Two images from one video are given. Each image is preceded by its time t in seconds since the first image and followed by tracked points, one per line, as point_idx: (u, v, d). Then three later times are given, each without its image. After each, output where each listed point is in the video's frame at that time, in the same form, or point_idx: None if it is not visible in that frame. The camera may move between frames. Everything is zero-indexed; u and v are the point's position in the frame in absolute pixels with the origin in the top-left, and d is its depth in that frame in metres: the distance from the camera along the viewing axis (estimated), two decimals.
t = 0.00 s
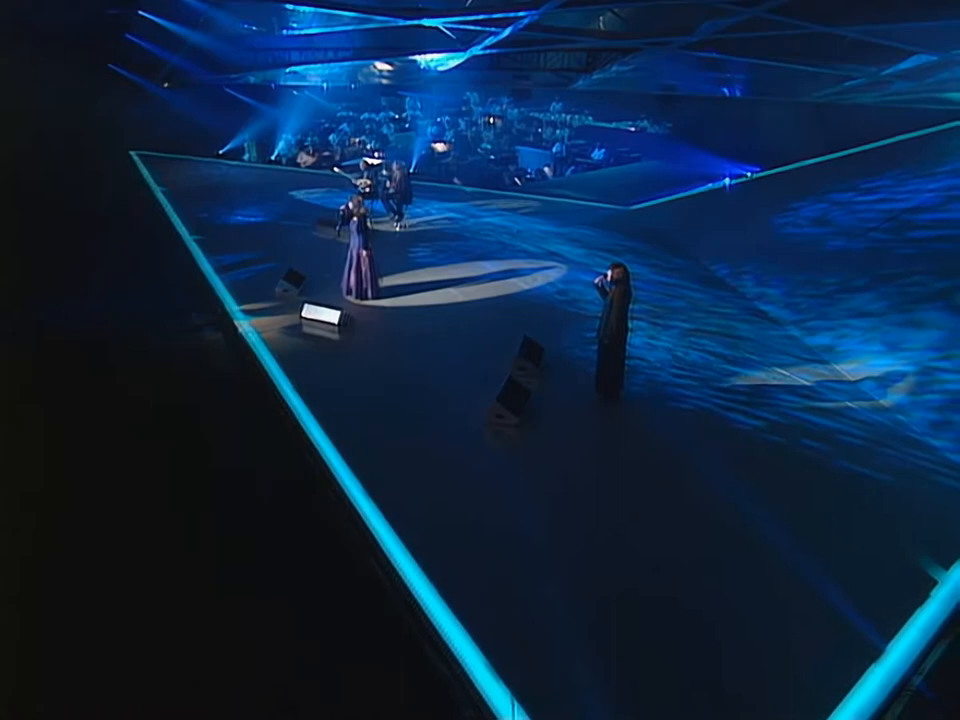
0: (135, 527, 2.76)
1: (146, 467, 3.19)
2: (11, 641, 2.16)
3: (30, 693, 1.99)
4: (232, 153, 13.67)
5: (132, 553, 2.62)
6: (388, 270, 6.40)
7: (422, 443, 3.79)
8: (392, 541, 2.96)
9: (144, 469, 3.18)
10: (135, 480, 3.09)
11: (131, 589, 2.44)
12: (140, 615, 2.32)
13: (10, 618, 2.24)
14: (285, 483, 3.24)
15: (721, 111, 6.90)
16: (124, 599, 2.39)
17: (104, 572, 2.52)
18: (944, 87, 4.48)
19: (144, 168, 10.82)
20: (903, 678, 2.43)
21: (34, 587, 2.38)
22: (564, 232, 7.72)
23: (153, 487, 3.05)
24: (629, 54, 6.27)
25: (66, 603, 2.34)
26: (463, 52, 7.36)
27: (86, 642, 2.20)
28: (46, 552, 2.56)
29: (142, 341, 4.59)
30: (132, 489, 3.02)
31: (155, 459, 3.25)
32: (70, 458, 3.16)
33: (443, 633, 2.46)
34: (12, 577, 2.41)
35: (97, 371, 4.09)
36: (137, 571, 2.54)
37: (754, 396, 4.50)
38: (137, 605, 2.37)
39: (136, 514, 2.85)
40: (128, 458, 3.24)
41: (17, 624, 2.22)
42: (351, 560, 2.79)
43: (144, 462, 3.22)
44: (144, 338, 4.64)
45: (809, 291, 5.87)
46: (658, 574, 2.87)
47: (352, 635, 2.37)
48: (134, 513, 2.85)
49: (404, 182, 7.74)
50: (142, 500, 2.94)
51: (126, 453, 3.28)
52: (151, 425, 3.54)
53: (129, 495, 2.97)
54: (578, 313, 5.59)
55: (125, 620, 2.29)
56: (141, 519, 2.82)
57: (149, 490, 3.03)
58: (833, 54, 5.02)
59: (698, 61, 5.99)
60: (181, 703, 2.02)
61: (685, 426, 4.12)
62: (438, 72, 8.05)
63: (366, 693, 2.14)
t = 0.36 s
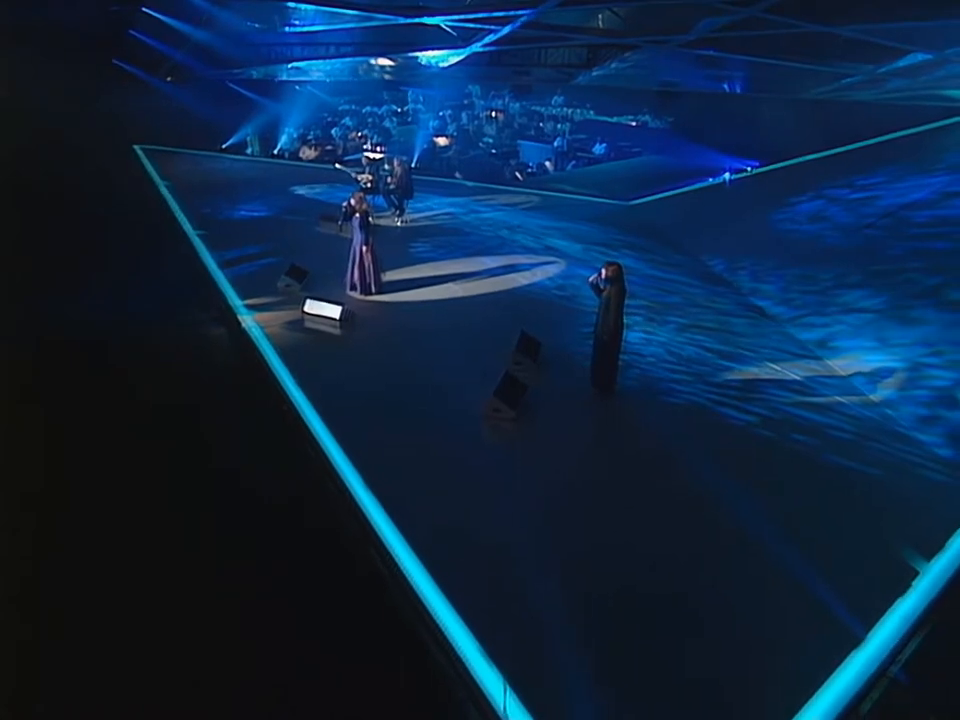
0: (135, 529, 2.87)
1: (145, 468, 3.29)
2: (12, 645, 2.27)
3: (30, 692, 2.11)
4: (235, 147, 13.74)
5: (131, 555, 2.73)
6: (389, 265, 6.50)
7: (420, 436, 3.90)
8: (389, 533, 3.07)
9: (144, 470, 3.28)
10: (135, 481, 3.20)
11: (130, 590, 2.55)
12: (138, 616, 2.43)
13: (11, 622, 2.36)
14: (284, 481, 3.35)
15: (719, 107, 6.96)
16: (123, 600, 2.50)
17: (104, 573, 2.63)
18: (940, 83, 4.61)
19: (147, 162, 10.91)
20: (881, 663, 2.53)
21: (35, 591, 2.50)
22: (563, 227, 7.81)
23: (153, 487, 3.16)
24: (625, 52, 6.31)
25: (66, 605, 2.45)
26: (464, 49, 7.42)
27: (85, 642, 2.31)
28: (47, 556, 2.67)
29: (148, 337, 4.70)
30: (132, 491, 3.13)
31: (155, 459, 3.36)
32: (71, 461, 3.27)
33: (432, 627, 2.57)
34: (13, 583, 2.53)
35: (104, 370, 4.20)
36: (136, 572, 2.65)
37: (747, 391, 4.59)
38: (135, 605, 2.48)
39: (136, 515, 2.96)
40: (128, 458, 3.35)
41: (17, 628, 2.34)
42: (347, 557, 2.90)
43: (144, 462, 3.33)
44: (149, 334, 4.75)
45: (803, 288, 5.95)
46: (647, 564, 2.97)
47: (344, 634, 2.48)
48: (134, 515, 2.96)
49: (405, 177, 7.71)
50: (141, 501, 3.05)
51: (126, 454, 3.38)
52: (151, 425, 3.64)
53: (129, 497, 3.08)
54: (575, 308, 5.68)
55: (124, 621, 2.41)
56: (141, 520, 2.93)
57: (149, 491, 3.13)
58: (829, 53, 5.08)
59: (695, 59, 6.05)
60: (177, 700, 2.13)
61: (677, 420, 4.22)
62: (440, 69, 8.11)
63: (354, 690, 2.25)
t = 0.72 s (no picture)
0: (135, 529, 2.97)
1: (146, 468, 3.39)
2: (14, 644, 2.38)
3: (29, 692, 2.21)
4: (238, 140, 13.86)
5: (130, 555, 2.83)
6: (391, 260, 6.58)
7: (420, 430, 3.99)
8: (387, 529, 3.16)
9: (145, 470, 3.38)
10: (136, 481, 3.29)
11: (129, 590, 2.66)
12: (136, 616, 2.54)
13: (13, 621, 2.47)
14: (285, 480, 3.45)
15: (717, 107, 6.98)
16: (121, 601, 2.61)
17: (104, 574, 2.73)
18: (937, 82, 4.73)
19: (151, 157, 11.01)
20: (862, 648, 2.65)
21: (36, 592, 2.60)
22: (563, 222, 7.88)
23: (154, 488, 3.26)
24: (625, 48, 6.37)
25: (67, 605, 2.56)
26: (465, 46, 7.46)
27: (85, 642, 2.41)
28: (48, 557, 2.77)
29: (154, 333, 4.81)
30: (133, 491, 3.22)
31: (155, 459, 3.46)
32: (73, 462, 3.36)
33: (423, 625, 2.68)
34: (16, 583, 2.63)
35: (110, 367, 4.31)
36: (135, 573, 2.75)
37: (741, 386, 4.68)
38: (135, 606, 2.59)
39: (136, 515, 3.05)
40: (129, 459, 3.44)
41: (20, 628, 2.44)
42: (345, 555, 3.01)
43: (145, 463, 3.42)
44: (155, 330, 4.86)
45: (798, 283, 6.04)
46: (637, 557, 3.06)
47: (336, 633, 2.59)
48: (134, 515, 3.06)
49: (407, 173, 7.77)
50: (142, 501, 3.15)
51: (126, 454, 3.48)
52: (153, 425, 3.74)
53: (130, 497, 3.17)
54: (574, 303, 5.76)
55: (123, 621, 2.51)
56: (142, 520, 3.03)
57: (149, 491, 3.23)
58: (825, 51, 5.13)
59: (693, 56, 6.12)
60: (172, 699, 2.24)
61: (671, 414, 4.31)
62: (442, 66, 8.24)
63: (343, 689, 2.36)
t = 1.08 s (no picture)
0: (136, 529, 2.97)
1: (146, 467, 3.40)
2: (13, 644, 2.37)
3: (29, 693, 2.20)
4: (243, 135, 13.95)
5: (130, 553, 2.83)
6: (394, 256, 6.66)
7: (420, 426, 4.09)
8: (389, 524, 3.23)
9: (146, 468, 3.39)
10: (136, 479, 3.30)
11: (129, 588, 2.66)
12: (137, 613, 2.54)
13: (12, 621, 2.45)
14: (287, 474, 3.48)
15: (722, 101, 7.03)
16: (121, 599, 2.60)
17: (103, 573, 2.73)
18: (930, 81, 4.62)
19: (157, 153, 11.10)
20: (846, 638, 2.73)
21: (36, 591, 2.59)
22: (564, 220, 7.96)
23: (155, 485, 3.27)
24: (626, 47, 6.44)
25: (66, 605, 2.55)
26: (467, 44, 7.56)
27: (86, 641, 2.41)
28: (48, 556, 2.77)
29: (162, 330, 4.91)
30: (133, 489, 3.23)
31: (156, 459, 3.47)
32: (73, 463, 3.37)
33: (426, 617, 2.70)
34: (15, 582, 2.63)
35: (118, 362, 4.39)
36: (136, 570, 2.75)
37: (737, 383, 4.77)
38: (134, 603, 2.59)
39: (136, 514, 3.06)
40: (129, 458, 3.45)
41: (19, 627, 2.43)
42: (347, 546, 3.03)
43: (146, 463, 3.43)
44: (162, 327, 4.96)
45: (795, 281, 6.11)
46: (632, 552, 3.14)
47: (338, 623, 2.60)
48: (134, 514, 3.07)
49: (411, 171, 7.87)
50: (142, 499, 3.16)
51: (127, 454, 3.49)
52: (154, 425, 3.76)
53: (130, 496, 3.18)
54: (574, 300, 5.85)
55: (124, 619, 2.51)
56: (142, 520, 3.02)
57: (150, 490, 3.24)
58: (824, 51, 5.18)
59: (693, 55, 6.18)
60: (176, 693, 2.24)
61: (669, 410, 4.39)
62: (445, 63, 8.41)
63: (347, 679, 2.36)
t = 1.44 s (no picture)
0: (136, 530, 2.99)
1: (147, 465, 3.43)
2: (13, 644, 2.39)
3: (28, 694, 2.22)
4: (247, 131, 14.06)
5: (130, 552, 2.86)
6: (396, 253, 6.75)
7: (421, 420, 4.18)
8: (392, 518, 3.29)
9: (147, 467, 3.42)
10: (137, 479, 3.33)
11: (129, 587, 2.68)
12: (136, 613, 2.56)
13: (12, 623, 2.48)
14: (288, 470, 3.54)
15: (724, 100, 7.07)
16: (121, 599, 2.63)
17: (103, 573, 2.75)
18: (924, 82, 4.65)
19: (162, 149, 11.22)
20: (831, 627, 2.82)
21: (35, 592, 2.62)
22: (565, 216, 8.03)
23: (156, 483, 3.30)
24: (627, 46, 6.50)
25: (66, 606, 2.57)
26: (470, 42, 7.65)
27: (86, 641, 2.43)
28: (47, 558, 2.79)
29: (169, 325, 5.01)
30: (133, 489, 3.26)
31: (156, 460, 3.48)
32: (73, 462, 3.39)
33: (425, 607, 2.77)
34: (15, 583, 2.65)
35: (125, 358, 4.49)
36: (136, 569, 2.77)
37: (732, 378, 4.86)
38: (134, 603, 2.61)
39: (136, 513, 3.09)
40: (130, 459, 3.47)
41: (19, 628, 2.46)
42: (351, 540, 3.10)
43: (147, 463, 3.44)
44: (169, 323, 5.06)
45: (793, 278, 6.18)
46: (627, 545, 3.23)
47: (337, 614, 2.66)
48: (134, 513, 3.09)
49: (414, 168, 7.95)
50: (143, 499, 3.18)
51: (128, 453, 3.52)
52: (154, 424, 3.78)
53: (130, 496, 3.20)
54: (573, 296, 5.92)
55: (124, 618, 2.54)
56: (143, 520, 3.04)
57: (150, 489, 3.27)
58: (823, 50, 5.24)
59: (693, 53, 6.25)
60: (176, 691, 2.26)
61: (665, 405, 4.49)
62: (448, 62, 8.51)
63: (345, 676, 2.38)
